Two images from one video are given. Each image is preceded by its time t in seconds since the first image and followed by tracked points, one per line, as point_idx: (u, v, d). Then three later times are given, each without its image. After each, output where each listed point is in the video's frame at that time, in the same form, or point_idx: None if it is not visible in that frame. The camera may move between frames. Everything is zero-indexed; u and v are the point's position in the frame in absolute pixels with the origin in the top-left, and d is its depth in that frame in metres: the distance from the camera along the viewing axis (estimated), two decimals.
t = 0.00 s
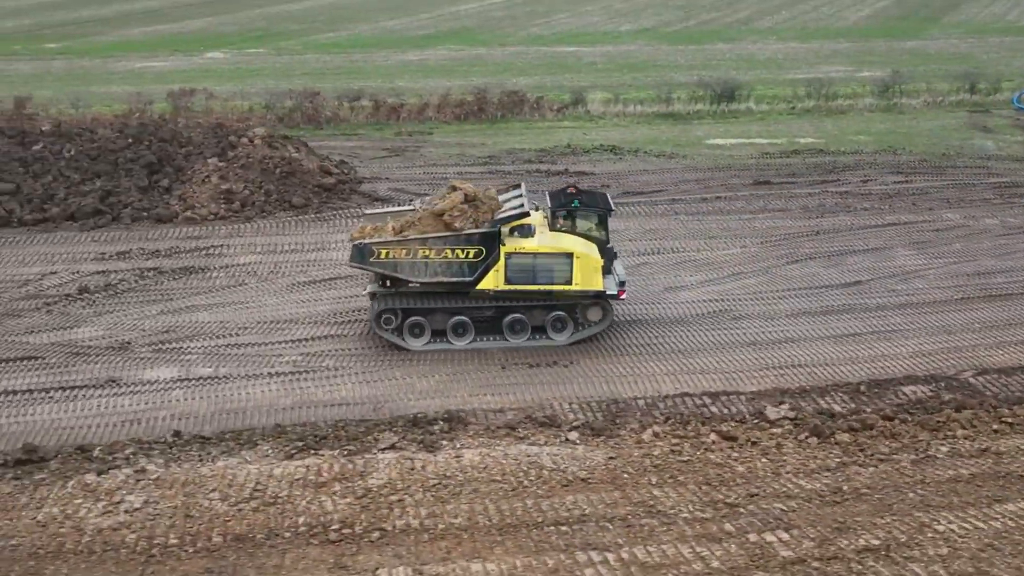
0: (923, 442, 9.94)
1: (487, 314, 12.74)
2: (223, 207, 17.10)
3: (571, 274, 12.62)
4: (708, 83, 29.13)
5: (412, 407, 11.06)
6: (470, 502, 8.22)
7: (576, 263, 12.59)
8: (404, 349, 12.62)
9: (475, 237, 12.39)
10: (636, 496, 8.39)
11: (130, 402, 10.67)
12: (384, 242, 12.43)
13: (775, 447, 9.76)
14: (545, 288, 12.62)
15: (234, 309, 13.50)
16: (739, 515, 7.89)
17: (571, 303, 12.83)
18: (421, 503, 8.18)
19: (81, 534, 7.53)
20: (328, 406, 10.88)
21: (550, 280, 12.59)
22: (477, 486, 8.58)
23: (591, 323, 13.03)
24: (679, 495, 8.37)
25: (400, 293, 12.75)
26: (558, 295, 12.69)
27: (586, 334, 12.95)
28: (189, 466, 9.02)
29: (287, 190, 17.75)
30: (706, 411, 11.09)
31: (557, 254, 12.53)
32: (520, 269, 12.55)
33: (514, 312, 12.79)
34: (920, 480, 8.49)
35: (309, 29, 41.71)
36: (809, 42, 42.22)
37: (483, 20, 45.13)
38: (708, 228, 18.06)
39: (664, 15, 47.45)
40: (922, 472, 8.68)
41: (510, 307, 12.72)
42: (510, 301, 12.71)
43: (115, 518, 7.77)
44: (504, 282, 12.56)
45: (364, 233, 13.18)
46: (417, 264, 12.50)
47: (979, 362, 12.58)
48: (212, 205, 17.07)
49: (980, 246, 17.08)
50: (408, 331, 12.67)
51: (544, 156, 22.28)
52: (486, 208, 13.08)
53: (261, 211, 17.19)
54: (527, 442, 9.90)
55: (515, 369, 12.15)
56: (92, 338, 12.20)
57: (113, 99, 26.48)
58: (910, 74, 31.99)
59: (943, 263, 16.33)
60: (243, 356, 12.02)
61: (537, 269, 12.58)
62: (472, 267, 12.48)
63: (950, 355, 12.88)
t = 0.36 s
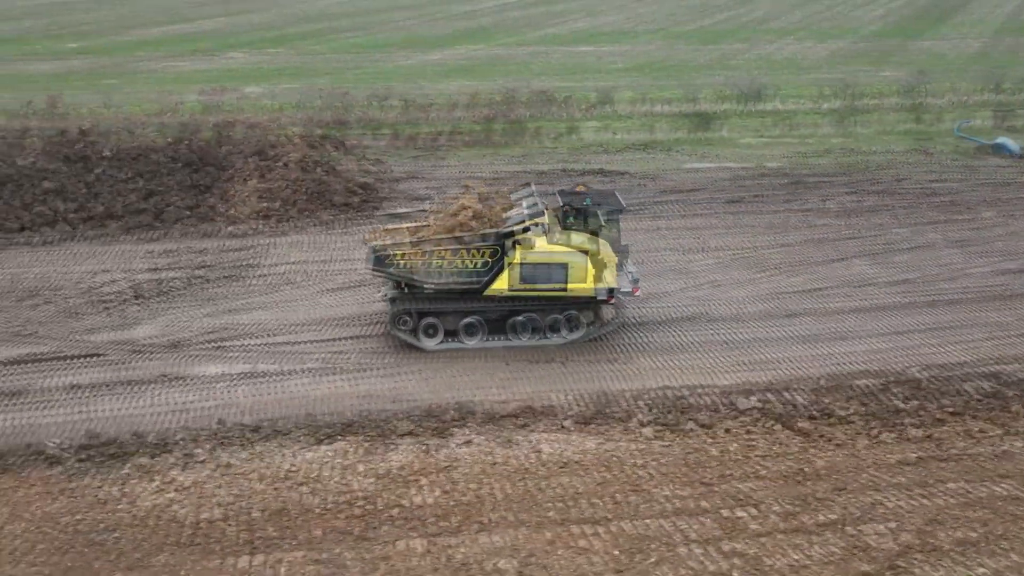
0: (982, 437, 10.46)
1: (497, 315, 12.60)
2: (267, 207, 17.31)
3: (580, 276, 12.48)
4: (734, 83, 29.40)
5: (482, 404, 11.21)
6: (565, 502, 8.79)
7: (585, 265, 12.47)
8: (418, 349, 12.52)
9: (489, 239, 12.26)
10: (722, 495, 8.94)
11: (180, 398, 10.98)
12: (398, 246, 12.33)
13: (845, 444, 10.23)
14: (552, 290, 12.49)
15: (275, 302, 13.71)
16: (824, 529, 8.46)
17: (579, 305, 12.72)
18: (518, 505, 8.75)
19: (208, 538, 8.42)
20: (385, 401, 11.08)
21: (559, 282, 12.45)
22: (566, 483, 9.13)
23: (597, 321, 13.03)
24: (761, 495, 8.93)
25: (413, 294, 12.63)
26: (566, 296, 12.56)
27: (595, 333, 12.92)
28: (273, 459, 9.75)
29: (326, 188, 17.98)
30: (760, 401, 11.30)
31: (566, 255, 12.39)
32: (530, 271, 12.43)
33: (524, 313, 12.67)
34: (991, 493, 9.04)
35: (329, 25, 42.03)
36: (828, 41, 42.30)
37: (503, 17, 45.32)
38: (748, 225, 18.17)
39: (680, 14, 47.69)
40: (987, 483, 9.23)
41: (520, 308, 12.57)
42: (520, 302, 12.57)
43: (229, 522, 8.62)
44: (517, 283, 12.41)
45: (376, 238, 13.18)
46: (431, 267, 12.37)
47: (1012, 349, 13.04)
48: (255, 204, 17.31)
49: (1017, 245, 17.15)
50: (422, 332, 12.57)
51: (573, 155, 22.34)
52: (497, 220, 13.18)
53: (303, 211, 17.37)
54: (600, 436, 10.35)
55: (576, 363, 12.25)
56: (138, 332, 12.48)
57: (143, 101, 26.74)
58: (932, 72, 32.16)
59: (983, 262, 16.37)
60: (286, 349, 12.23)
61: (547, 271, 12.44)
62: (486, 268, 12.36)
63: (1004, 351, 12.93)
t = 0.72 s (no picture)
0: (938, 424, 11.21)
1: (505, 316, 14.25)
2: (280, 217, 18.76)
3: (579, 279, 14.17)
4: (713, 112, 32.43)
5: (491, 397, 12.80)
6: (554, 477, 9.47)
7: (583, 270, 14.14)
8: (433, 348, 14.20)
9: (496, 249, 13.89)
10: (699, 471, 9.58)
11: (239, 392, 12.94)
12: (415, 255, 13.94)
13: (811, 428, 10.96)
14: (557, 292, 14.22)
15: (319, 311, 15.86)
16: (794, 487, 8.99)
17: (578, 305, 14.35)
18: (512, 478, 9.48)
19: (221, 505, 8.95)
20: (415, 393, 12.78)
21: (560, 285, 14.14)
22: (557, 464, 9.86)
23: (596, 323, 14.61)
24: (735, 469, 9.57)
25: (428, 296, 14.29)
26: (568, 297, 14.29)
27: (593, 332, 14.51)
28: (302, 446, 10.63)
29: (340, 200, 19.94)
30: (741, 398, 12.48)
31: (566, 262, 14.07)
32: (535, 276, 14.12)
33: (529, 314, 14.33)
34: (946, 458, 9.72)
35: (350, 67, 47.92)
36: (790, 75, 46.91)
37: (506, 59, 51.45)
38: (725, 239, 19.96)
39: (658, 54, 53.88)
40: (942, 452, 9.93)
41: (525, 310, 14.23)
42: (526, 304, 14.27)
43: (250, 491, 9.29)
44: (521, 288, 14.10)
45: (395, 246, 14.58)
46: (446, 274, 14.02)
47: (974, 356, 13.92)
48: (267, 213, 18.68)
49: (962, 255, 18.82)
50: (435, 332, 14.22)
51: (572, 178, 25.32)
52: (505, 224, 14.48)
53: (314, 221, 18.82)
54: (594, 424, 11.28)
55: (572, 362, 13.87)
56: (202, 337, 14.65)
57: (177, 129, 29.21)
58: (889, 104, 35.04)
59: (931, 270, 17.95)
60: (333, 350, 14.31)
61: (550, 275, 14.12)
62: (493, 274, 14.01)
63: (950, 351, 14.20)
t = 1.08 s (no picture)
0: (1005, 420, 11.31)
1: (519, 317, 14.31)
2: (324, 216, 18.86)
3: (595, 278, 14.19)
4: (736, 112, 32.55)
5: (552, 394, 12.88)
6: (637, 472, 9.57)
7: (599, 268, 14.17)
8: (448, 349, 14.23)
9: (513, 249, 13.88)
10: (780, 466, 9.67)
11: (302, 389, 13.01)
12: (432, 257, 13.91)
13: (881, 425, 11.05)
14: (573, 291, 14.26)
15: (371, 310, 15.95)
16: (879, 482, 9.10)
17: (592, 304, 14.39)
18: (596, 473, 9.57)
19: (312, 499, 9.05)
20: (478, 391, 12.89)
21: (576, 283, 14.17)
22: (637, 459, 9.95)
23: (608, 321, 14.69)
24: (815, 464, 9.66)
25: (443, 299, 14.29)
26: (584, 295, 14.32)
27: (605, 332, 14.58)
28: (378, 441, 10.72)
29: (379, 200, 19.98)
30: (802, 395, 12.56)
31: (581, 261, 14.10)
32: (551, 274, 14.13)
33: (542, 314, 14.39)
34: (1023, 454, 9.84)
35: (367, 67, 47.96)
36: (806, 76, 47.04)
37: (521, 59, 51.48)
38: (763, 239, 20.07)
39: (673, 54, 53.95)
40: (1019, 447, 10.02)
41: (538, 310, 14.29)
42: (539, 304, 14.32)
43: (338, 486, 9.40)
44: (538, 287, 14.14)
45: (407, 250, 14.72)
46: (462, 275, 14.02)
47: None
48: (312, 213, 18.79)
49: (1002, 254, 18.90)
50: (450, 333, 14.25)
51: (603, 177, 25.42)
52: (519, 224, 14.49)
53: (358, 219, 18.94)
54: (664, 420, 11.35)
55: (628, 360, 13.95)
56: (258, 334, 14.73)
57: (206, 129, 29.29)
58: (911, 104, 35.15)
59: (973, 268, 18.04)
60: (390, 348, 14.41)
61: (566, 274, 14.14)
62: (510, 274, 14.03)
63: (1004, 348, 14.31)
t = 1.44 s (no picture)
0: None
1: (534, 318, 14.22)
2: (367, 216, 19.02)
3: (611, 277, 14.21)
4: (760, 112, 32.61)
5: (610, 391, 12.94)
6: (717, 468, 9.64)
7: (615, 267, 14.19)
8: (465, 351, 14.12)
9: (531, 250, 13.83)
10: (858, 462, 9.75)
11: (363, 387, 13.08)
12: (450, 260, 13.82)
13: (948, 422, 11.14)
14: (590, 291, 14.25)
15: (419, 309, 16.01)
16: (961, 478, 9.22)
17: (608, 304, 14.34)
18: (676, 469, 9.65)
19: (399, 495, 9.13)
20: (538, 389, 12.94)
21: (593, 283, 14.17)
22: (713, 456, 10.03)
23: (623, 321, 14.64)
24: (892, 461, 9.76)
25: (459, 302, 14.17)
26: (600, 295, 14.32)
27: (621, 331, 14.53)
28: (451, 438, 10.79)
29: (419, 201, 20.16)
30: (862, 393, 12.62)
31: (598, 261, 14.09)
32: (568, 275, 14.11)
33: (558, 314, 14.33)
34: None
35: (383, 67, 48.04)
36: (823, 76, 47.12)
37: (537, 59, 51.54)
38: (800, 238, 20.13)
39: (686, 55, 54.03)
40: None
41: (554, 310, 14.23)
42: (555, 304, 14.26)
43: (421, 482, 9.47)
44: (555, 288, 14.11)
45: (420, 254, 15.04)
46: (480, 278, 13.93)
47: None
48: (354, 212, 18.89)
49: None
50: (466, 336, 14.15)
51: (633, 177, 25.50)
52: (536, 225, 14.29)
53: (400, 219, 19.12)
54: (731, 418, 11.42)
55: (682, 358, 14.00)
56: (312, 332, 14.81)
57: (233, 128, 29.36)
58: (932, 104, 35.19)
59: (1014, 267, 18.11)
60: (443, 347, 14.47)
61: (582, 274, 14.14)
62: (528, 276, 13.98)
63: None
